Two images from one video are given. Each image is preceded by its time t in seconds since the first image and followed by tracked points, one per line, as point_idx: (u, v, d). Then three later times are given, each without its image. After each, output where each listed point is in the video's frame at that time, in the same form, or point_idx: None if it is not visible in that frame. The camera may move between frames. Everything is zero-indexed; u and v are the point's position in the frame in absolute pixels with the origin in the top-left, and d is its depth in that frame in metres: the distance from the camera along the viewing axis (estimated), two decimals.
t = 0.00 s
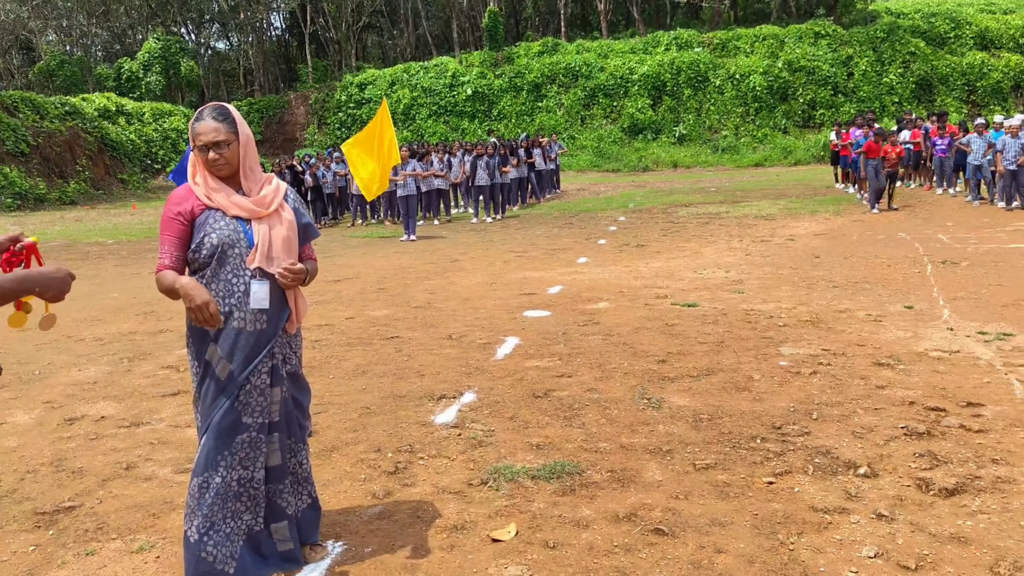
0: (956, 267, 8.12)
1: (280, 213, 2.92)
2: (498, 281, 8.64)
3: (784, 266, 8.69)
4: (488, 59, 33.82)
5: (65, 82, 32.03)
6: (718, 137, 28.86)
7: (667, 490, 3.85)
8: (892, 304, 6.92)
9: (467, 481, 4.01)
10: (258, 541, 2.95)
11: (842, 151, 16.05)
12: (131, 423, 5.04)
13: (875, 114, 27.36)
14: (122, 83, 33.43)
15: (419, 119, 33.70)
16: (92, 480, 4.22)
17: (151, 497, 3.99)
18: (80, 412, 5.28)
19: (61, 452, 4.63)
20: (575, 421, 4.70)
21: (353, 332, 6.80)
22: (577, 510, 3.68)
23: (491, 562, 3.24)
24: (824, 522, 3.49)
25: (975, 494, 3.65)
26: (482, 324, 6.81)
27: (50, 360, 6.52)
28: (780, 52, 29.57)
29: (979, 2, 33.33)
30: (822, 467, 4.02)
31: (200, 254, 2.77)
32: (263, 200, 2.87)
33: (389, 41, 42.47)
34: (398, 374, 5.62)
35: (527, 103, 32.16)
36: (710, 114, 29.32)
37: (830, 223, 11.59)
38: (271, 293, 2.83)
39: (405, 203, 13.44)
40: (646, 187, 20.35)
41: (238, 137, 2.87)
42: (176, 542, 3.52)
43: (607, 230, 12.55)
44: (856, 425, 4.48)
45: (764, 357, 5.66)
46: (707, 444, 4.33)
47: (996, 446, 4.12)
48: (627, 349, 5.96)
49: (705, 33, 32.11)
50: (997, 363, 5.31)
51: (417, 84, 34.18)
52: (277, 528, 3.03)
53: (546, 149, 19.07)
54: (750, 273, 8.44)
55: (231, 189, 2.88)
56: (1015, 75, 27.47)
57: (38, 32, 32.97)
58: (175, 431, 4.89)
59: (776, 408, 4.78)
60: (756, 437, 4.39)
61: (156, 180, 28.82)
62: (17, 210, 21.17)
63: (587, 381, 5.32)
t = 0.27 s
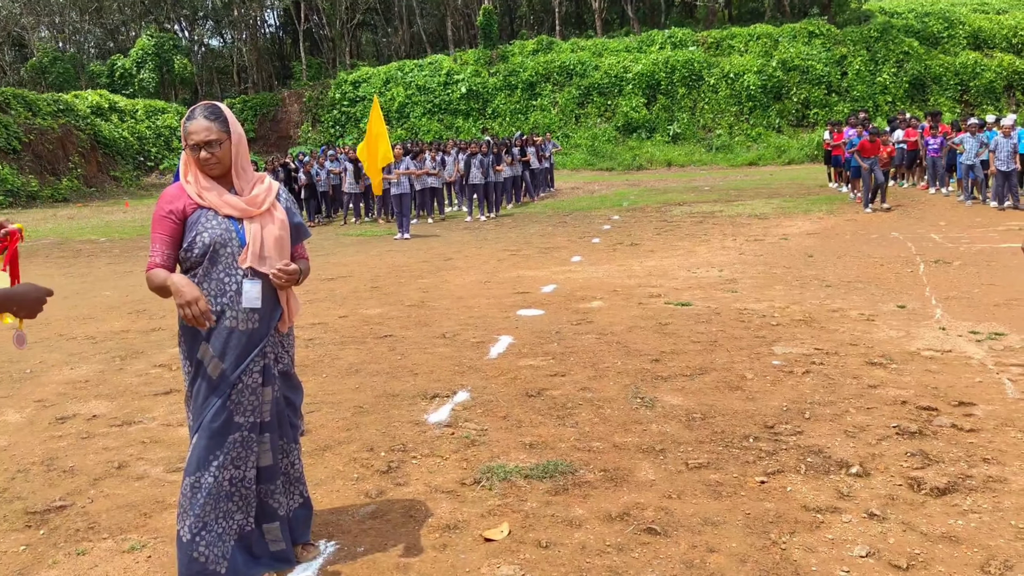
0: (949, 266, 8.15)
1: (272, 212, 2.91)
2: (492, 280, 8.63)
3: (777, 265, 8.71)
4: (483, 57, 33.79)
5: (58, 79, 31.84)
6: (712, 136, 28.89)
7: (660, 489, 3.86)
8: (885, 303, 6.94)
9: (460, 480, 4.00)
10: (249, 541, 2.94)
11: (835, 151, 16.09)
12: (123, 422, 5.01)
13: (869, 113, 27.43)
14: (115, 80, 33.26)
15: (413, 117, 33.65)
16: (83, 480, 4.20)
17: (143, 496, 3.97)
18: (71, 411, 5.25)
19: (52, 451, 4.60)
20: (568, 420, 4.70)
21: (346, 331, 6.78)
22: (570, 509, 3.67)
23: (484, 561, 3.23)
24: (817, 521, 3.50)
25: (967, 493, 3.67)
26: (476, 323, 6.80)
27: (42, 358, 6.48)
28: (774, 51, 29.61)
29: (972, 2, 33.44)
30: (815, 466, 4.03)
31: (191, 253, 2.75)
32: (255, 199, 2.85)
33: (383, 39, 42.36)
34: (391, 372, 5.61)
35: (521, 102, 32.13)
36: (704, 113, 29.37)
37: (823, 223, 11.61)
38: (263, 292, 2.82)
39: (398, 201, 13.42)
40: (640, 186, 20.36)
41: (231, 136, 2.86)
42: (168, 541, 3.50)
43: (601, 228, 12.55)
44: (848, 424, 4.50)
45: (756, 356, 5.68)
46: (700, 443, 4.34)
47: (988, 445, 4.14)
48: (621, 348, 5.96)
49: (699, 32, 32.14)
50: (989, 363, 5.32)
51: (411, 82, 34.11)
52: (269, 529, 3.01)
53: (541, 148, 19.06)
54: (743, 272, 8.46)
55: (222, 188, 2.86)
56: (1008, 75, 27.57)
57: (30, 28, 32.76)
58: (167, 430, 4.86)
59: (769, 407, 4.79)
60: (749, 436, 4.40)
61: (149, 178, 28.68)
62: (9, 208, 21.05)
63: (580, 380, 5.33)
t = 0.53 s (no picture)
0: (943, 266, 8.18)
1: (269, 210, 2.90)
2: (487, 279, 8.63)
3: (772, 264, 8.73)
4: (479, 56, 33.76)
5: (52, 77, 31.68)
6: (708, 136, 28.92)
7: (656, 487, 3.86)
8: (880, 302, 6.97)
9: (456, 479, 4.01)
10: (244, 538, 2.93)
11: (830, 150, 16.11)
12: (118, 421, 4.99)
13: (863, 113, 27.49)
14: (109, 78, 33.12)
15: (409, 116, 33.62)
16: (79, 478, 4.18)
17: (139, 495, 3.96)
18: (66, 409, 5.24)
19: (47, 449, 4.58)
20: (563, 419, 4.70)
21: (342, 329, 6.77)
22: (565, 507, 3.68)
23: (480, 559, 3.24)
24: (812, 519, 3.51)
25: (960, 491, 3.68)
26: (471, 321, 6.80)
27: (36, 357, 6.45)
28: (770, 51, 29.66)
29: (967, 3, 33.54)
30: (809, 464, 4.05)
31: (188, 250, 2.75)
32: (252, 198, 2.85)
33: (378, 38, 42.29)
34: (387, 371, 5.61)
35: (517, 101, 32.14)
36: (700, 113, 29.41)
37: (818, 222, 11.65)
38: (259, 290, 2.81)
39: (394, 200, 13.40)
40: (635, 185, 20.38)
41: (228, 133, 2.85)
42: (164, 540, 3.49)
43: (596, 227, 12.56)
44: (843, 423, 4.51)
45: (751, 355, 5.69)
46: (695, 442, 4.35)
47: (981, 443, 4.16)
48: (616, 347, 5.97)
49: (695, 32, 32.17)
50: (982, 362, 5.34)
51: (406, 81, 34.07)
52: (265, 526, 3.01)
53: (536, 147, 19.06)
54: (739, 271, 8.47)
55: (219, 185, 2.86)
56: (1002, 75, 27.66)
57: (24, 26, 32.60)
58: (163, 428, 4.85)
59: (764, 405, 4.80)
60: (744, 434, 4.41)
61: (144, 176, 28.57)
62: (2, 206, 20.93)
63: (576, 379, 5.33)
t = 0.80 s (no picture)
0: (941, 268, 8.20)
1: (270, 210, 2.90)
2: (487, 279, 8.63)
3: (771, 266, 8.74)
4: (478, 56, 33.76)
5: (51, 75, 31.64)
6: (707, 137, 28.97)
7: (656, 487, 3.87)
8: (878, 304, 6.99)
9: (455, 478, 4.01)
10: (243, 537, 2.93)
11: (828, 152, 16.12)
12: (117, 420, 4.99)
13: (862, 115, 27.52)
14: (108, 76, 33.07)
15: (408, 116, 33.62)
16: (78, 477, 4.18)
17: (138, 494, 3.95)
18: (66, 408, 5.23)
19: (46, 448, 4.58)
20: (563, 419, 4.70)
21: (341, 329, 6.78)
22: (564, 508, 3.68)
23: (480, 559, 3.24)
24: (810, 519, 3.52)
25: (959, 492, 3.69)
26: (471, 322, 6.81)
27: (35, 356, 6.45)
28: (769, 52, 29.69)
29: (966, 5, 33.58)
30: (809, 465, 4.05)
31: (189, 249, 2.75)
32: (252, 197, 2.84)
33: (377, 37, 42.27)
34: (386, 371, 5.61)
35: (516, 101, 32.17)
36: (699, 114, 29.45)
37: (817, 224, 11.67)
38: (259, 289, 2.81)
39: (393, 200, 13.39)
40: (634, 186, 20.39)
41: (229, 133, 2.85)
42: (163, 539, 3.49)
43: (596, 228, 12.58)
44: (842, 424, 4.52)
45: (751, 356, 5.70)
46: (695, 442, 4.35)
47: (980, 445, 4.17)
48: (615, 347, 5.97)
49: (694, 33, 32.19)
50: (981, 364, 5.35)
51: (406, 81, 34.07)
52: (264, 527, 3.00)
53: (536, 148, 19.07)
54: (738, 272, 8.48)
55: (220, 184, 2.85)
56: (1001, 77, 27.71)
57: (23, 25, 32.55)
58: (162, 427, 4.85)
59: (763, 406, 4.81)
60: (744, 435, 4.41)
61: (142, 175, 28.53)
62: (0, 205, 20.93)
63: (575, 379, 5.33)
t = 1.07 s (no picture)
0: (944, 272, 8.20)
1: (276, 211, 2.90)
2: (489, 281, 8.63)
3: (773, 269, 8.74)
4: (480, 58, 33.77)
5: (54, 76, 31.67)
6: (709, 140, 29.00)
7: (658, 491, 3.87)
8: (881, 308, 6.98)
9: (458, 481, 4.00)
10: (247, 538, 2.93)
11: (830, 157, 16.11)
12: (119, 421, 4.98)
13: (864, 119, 27.52)
14: (111, 77, 33.07)
15: (410, 118, 33.65)
16: (80, 477, 4.18)
17: (140, 495, 3.95)
18: (68, 409, 5.24)
19: (49, 449, 4.58)
20: (565, 422, 4.70)
21: (343, 331, 6.77)
22: (567, 511, 3.68)
23: (482, 562, 3.24)
24: (814, 523, 3.51)
25: (962, 497, 3.69)
26: (473, 324, 6.81)
27: (37, 357, 6.45)
28: (771, 56, 29.71)
29: (968, 10, 33.60)
30: (812, 469, 4.05)
31: (195, 251, 2.76)
32: (257, 199, 2.85)
33: (380, 40, 42.31)
34: (389, 373, 5.61)
35: (518, 104, 32.21)
36: (701, 117, 29.46)
37: (819, 228, 11.67)
38: (265, 291, 2.82)
39: (395, 202, 13.39)
40: (636, 189, 20.40)
41: (237, 135, 2.85)
42: (166, 540, 3.49)
43: (598, 231, 12.58)
44: (844, 428, 4.52)
45: (753, 359, 5.69)
46: (697, 446, 4.35)
47: (983, 450, 4.16)
48: (617, 350, 5.97)
49: (696, 36, 32.22)
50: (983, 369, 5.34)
51: (408, 83, 34.10)
52: (267, 530, 2.99)
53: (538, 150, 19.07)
54: (740, 275, 8.48)
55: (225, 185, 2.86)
56: (1003, 82, 27.71)
57: (26, 25, 32.60)
58: (164, 428, 4.85)
59: (765, 410, 4.81)
60: (746, 439, 4.41)
61: (144, 176, 28.54)
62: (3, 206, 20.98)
63: (578, 382, 5.33)
